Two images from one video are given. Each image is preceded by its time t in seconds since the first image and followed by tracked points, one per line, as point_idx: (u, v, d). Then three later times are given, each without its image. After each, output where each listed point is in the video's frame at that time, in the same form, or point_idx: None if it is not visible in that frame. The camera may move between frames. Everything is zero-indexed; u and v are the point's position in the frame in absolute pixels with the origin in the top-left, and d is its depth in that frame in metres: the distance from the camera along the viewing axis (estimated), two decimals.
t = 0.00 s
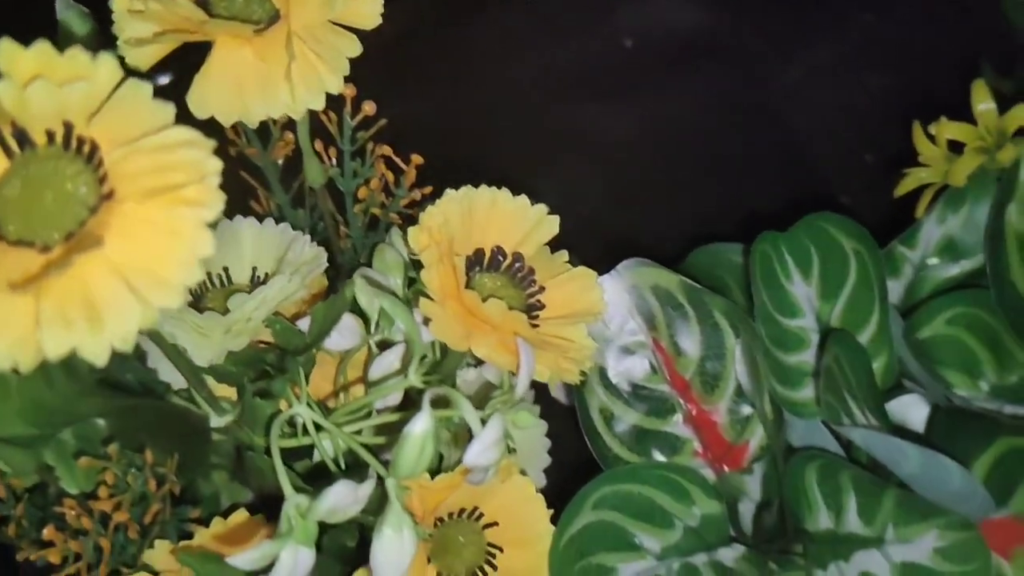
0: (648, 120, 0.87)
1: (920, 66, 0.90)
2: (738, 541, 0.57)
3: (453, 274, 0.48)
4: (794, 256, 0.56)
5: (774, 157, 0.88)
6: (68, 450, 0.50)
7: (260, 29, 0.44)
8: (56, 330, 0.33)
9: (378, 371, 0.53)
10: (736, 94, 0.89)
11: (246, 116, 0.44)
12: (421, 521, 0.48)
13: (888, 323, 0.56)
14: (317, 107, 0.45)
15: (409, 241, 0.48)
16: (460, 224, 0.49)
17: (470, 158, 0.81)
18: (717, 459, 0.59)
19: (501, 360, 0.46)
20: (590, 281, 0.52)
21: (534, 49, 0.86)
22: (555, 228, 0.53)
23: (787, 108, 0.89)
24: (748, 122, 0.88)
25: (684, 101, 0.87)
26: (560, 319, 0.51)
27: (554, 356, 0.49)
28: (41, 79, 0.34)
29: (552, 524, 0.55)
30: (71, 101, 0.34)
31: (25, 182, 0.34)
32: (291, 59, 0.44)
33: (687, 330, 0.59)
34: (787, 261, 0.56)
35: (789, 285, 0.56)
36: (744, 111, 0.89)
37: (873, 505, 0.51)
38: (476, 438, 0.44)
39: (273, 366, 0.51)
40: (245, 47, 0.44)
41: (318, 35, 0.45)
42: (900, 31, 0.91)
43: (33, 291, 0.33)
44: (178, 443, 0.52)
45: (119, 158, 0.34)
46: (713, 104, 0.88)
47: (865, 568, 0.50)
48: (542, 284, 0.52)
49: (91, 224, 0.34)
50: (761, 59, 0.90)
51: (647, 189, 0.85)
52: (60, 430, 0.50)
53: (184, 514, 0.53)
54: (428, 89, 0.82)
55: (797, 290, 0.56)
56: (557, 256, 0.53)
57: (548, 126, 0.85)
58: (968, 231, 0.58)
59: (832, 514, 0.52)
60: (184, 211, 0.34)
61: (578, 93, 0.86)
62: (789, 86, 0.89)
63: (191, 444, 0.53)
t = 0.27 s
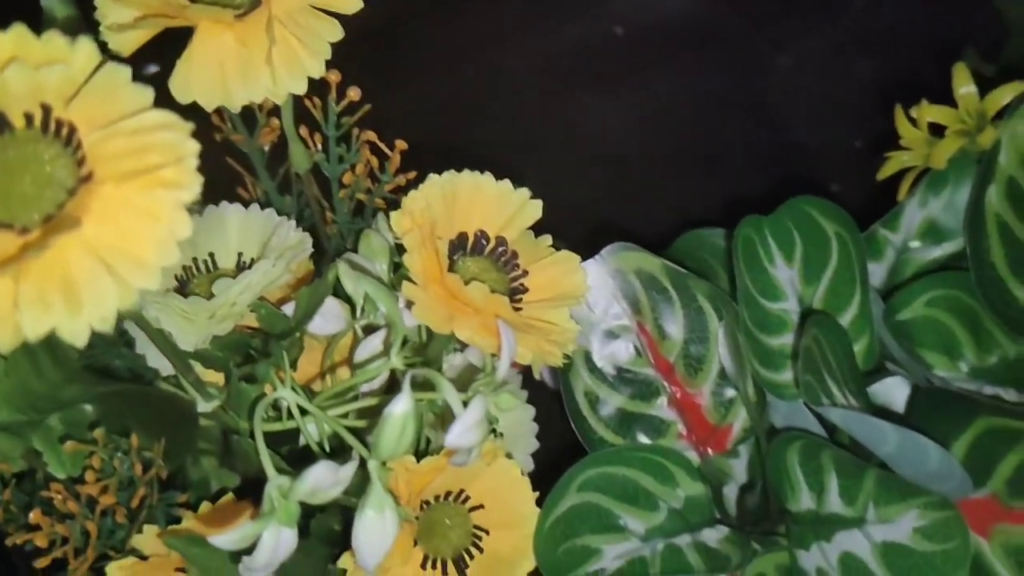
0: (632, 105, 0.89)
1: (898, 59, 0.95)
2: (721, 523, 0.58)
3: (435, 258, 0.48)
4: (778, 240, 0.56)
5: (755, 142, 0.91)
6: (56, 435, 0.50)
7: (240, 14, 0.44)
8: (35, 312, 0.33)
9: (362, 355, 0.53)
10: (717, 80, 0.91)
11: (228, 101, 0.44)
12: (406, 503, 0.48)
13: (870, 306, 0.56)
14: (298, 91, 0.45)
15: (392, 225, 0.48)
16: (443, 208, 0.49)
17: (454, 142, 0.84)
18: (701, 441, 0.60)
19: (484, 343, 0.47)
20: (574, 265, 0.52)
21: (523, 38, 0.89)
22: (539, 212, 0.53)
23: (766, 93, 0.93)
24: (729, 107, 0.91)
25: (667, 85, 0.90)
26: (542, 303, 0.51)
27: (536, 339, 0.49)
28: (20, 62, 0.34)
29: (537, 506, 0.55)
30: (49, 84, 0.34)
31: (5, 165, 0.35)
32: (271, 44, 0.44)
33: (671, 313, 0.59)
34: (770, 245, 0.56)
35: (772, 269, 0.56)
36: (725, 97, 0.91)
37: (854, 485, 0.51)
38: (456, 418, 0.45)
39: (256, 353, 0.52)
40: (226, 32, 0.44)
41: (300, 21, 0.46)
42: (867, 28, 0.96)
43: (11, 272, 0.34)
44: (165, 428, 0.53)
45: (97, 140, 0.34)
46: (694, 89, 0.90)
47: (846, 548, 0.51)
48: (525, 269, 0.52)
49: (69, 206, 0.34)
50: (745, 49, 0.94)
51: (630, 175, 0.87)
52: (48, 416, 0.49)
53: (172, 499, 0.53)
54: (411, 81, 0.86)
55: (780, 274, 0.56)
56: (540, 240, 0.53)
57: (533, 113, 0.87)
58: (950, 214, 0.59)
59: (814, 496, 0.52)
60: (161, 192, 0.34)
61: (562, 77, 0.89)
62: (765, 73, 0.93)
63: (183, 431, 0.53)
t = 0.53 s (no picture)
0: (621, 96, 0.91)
1: (885, 46, 0.96)
2: (705, 509, 0.58)
3: (414, 246, 0.48)
4: (759, 228, 0.57)
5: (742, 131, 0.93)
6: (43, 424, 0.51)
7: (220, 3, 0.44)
8: (12, 297, 0.34)
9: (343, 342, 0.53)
10: (704, 71, 0.94)
11: (209, 92, 0.45)
12: (390, 493, 0.49)
13: (849, 292, 0.56)
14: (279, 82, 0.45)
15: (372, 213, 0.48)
16: (423, 196, 0.49)
17: (443, 133, 0.89)
18: (684, 429, 0.60)
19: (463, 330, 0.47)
20: (554, 254, 0.53)
21: (516, 32, 0.93)
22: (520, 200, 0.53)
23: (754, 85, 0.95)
24: (716, 98, 0.94)
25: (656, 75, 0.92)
26: (523, 292, 0.52)
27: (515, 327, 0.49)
28: None
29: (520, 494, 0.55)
30: (23, 73, 0.34)
31: None
32: (251, 35, 0.45)
33: (653, 301, 0.59)
34: (751, 232, 0.57)
35: (753, 257, 0.57)
36: (711, 86, 0.94)
37: (833, 469, 0.51)
38: (435, 405, 0.45)
39: (238, 340, 0.52)
40: (206, 22, 0.44)
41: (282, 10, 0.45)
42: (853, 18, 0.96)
43: None
44: (149, 419, 0.54)
45: (72, 129, 0.35)
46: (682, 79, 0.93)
47: (827, 532, 0.51)
48: (505, 257, 0.52)
49: (45, 193, 0.35)
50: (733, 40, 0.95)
51: (614, 162, 0.89)
52: (33, 406, 0.51)
53: (158, 489, 0.54)
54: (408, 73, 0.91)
55: (761, 262, 0.57)
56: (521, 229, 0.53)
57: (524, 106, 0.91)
58: (931, 201, 0.59)
59: (794, 480, 0.53)
60: (136, 180, 0.35)
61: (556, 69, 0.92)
62: (754, 63, 0.95)
63: (162, 416, 0.54)
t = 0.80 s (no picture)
0: (602, 94, 0.96)
1: (855, 45, 1.00)
2: (683, 499, 0.59)
3: (389, 239, 0.48)
4: (736, 219, 0.57)
5: (725, 120, 0.96)
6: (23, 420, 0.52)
7: None
8: None
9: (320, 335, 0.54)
10: (683, 67, 0.98)
11: (184, 87, 0.45)
12: (369, 484, 0.49)
13: (824, 282, 0.57)
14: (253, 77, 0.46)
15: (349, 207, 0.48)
16: (400, 189, 0.50)
17: (436, 124, 0.94)
18: (662, 420, 0.61)
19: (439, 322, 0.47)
20: (530, 247, 0.53)
21: (504, 30, 0.98)
22: (496, 193, 0.53)
23: (733, 81, 0.98)
24: (695, 92, 0.97)
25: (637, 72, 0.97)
26: (500, 284, 0.52)
27: (491, 319, 0.49)
28: None
29: (500, 484, 0.55)
30: None
31: None
32: (225, 30, 0.45)
33: (631, 293, 0.60)
34: (727, 224, 0.57)
35: (730, 249, 0.57)
36: (689, 82, 0.98)
37: (809, 458, 0.52)
38: (410, 396, 0.45)
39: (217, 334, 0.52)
40: (181, 18, 0.45)
41: (255, 7, 0.46)
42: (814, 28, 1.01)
43: None
44: (131, 413, 0.53)
45: (44, 124, 0.35)
46: (661, 75, 0.97)
47: (804, 520, 0.52)
48: (483, 249, 0.53)
49: (17, 187, 0.35)
50: (709, 39, 1.00)
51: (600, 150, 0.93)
52: (14, 402, 0.52)
53: (140, 484, 0.55)
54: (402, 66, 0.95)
55: (737, 254, 0.57)
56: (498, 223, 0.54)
57: (512, 97, 0.95)
58: (905, 192, 0.60)
59: (771, 469, 0.53)
60: (108, 173, 0.35)
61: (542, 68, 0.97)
62: (732, 60, 0.99)
63: (141, 410, 0.53)
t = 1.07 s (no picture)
0: (592, 91, 0.99)
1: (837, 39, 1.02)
2: (664, 489, 0.59)
3: (367, 232, 0.48)
4: (715, 211, 0.57)
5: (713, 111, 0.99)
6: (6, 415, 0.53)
7: None
8: None
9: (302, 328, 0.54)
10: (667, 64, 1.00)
11: (160, 82, 0.46)
12: (350, 475, 0.49)
13: (801, 273, 0.58)
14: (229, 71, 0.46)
15: (327, 200, 0.49)
16: (378, 183, 0.50)
17: (429, 115, 0.96)
18: (644, 411, 0.61)
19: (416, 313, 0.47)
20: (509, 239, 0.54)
21: (496, 18, 0.99)
22: (475, 186, 0.53)
23: (718, 76, 1.00)
24: (677, 90, 0.99)
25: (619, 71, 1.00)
26: (478, 276, 0.52)
27: (467, 310, 0.50)
28: None
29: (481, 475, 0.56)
30: None
31: None
32: (201, 25, 0.45)
33: (611, 286, 0.60)
34: (707, 216, 0.57)
35: (710, 241, 0.57)
36: (675, 77, 1.00)
37: (788, 447, 0.52)
38: (387, 387, 0.46)
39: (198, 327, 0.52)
40: (157, 14, 0.45)
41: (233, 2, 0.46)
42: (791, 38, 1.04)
43: None
44: (114, 409, 0.52)
45: (16, 119, 0.36)
46: (645, 71, 1.00)
47: (782, 509, 0.52)
48: (462, 242, 0.53)
49: None
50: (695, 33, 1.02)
51: (588, 144, 0.96)
52: None
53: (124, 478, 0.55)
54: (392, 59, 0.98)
55: (717, 245, 0.57)
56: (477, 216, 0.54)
57: (503, 92, 0.98)
58: (883, 182, 0.60)
59: (750, 458, 0.53)
60: (80, 167, 0.35)
61: (532, 62, 0.99)
62: (712, 56, 1.01)
63: (126, 407, 0.53)
